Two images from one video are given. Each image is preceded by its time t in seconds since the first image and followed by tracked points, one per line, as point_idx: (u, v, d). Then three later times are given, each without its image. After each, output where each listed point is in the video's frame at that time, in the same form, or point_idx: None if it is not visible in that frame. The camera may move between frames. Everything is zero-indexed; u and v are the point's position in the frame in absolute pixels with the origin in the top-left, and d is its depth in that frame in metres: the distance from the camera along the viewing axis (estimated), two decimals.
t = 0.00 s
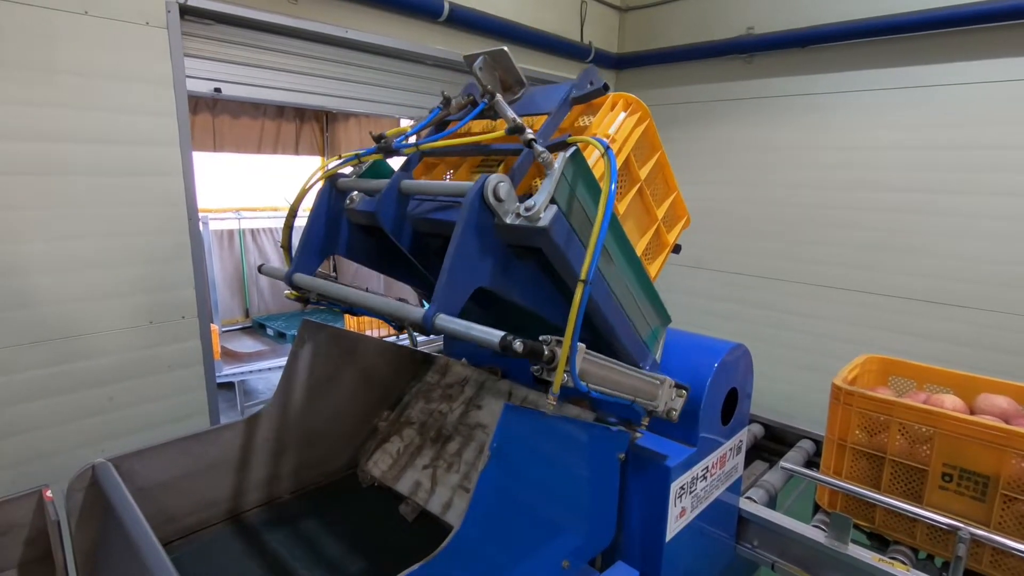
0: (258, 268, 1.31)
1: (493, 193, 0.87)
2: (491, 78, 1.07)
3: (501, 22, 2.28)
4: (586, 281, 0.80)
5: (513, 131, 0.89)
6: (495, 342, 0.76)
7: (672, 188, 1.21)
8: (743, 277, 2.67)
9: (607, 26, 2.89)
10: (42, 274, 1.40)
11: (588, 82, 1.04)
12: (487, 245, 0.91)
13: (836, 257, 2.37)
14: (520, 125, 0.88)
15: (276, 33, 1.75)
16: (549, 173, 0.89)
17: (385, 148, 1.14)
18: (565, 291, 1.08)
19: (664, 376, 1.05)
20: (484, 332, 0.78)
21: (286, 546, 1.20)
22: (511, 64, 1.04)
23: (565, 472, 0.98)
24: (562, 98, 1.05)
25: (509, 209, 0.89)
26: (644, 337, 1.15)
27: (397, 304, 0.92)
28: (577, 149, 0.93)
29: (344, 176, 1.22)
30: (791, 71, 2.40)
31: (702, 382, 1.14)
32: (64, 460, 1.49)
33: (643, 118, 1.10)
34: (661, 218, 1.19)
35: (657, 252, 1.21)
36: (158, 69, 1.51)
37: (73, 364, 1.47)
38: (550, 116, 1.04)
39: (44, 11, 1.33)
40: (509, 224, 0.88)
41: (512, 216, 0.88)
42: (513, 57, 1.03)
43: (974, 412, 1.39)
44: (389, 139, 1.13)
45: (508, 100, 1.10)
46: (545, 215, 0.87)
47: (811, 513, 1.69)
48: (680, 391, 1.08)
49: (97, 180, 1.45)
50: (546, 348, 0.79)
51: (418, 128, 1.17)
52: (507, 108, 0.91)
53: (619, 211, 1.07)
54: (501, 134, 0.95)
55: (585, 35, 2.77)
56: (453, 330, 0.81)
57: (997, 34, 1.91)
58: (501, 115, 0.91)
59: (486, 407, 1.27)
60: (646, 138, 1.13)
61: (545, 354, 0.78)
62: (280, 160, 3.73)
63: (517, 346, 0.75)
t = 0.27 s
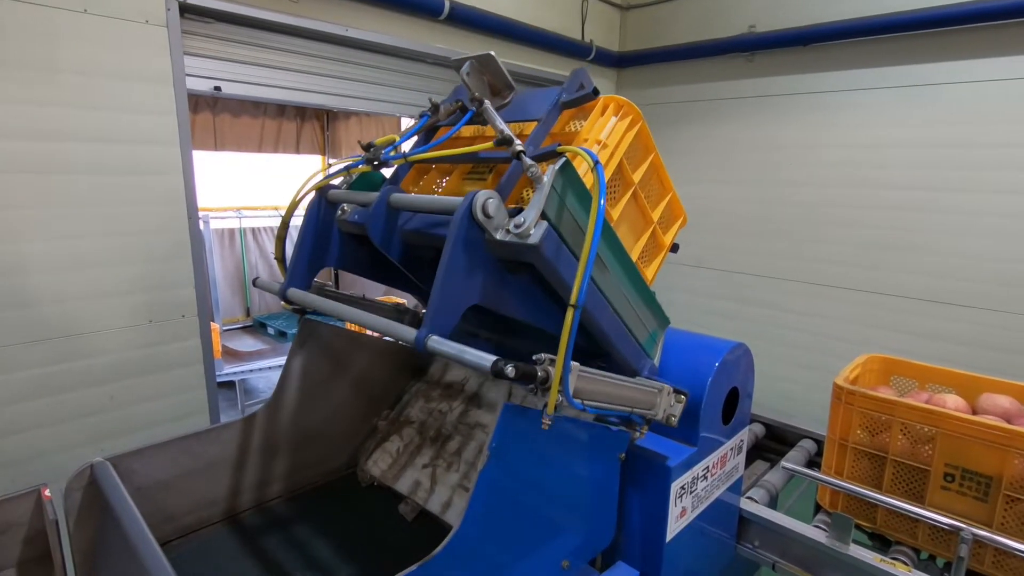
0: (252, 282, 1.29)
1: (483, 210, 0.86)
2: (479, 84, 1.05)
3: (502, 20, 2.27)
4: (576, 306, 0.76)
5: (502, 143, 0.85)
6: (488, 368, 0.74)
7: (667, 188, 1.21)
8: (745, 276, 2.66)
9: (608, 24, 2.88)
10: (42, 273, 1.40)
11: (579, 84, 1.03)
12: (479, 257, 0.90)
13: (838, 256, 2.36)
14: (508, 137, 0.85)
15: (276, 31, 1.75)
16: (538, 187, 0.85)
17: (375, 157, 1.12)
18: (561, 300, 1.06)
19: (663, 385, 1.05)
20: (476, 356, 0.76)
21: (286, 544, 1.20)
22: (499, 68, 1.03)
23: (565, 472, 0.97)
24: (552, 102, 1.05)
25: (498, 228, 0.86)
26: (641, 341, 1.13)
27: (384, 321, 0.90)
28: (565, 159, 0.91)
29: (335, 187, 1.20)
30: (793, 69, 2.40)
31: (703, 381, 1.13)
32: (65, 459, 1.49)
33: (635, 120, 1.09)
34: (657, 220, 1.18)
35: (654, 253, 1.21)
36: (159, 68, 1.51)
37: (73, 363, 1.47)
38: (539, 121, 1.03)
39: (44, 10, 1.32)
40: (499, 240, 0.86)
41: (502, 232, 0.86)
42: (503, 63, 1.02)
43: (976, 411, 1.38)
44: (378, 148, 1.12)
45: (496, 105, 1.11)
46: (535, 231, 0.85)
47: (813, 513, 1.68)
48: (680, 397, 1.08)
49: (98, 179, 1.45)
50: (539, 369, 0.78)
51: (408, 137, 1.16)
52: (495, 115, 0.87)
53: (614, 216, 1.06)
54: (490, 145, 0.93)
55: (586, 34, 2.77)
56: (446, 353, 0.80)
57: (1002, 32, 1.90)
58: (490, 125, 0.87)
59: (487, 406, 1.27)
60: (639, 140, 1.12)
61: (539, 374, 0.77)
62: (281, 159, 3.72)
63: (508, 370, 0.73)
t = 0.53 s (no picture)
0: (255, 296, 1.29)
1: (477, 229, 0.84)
2: (472, 92, 1.05)
3: (505, 20, 2.27)
4: (572, 333, 0.75)
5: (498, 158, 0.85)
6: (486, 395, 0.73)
7: (666, 191, 1.20)
8: (748, 277, 2.65)
9: (612, 25, 2.88)
10: (46, 272, 1.40)
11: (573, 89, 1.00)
12: (476, 275, 0.89)
13: (842, 258, 2.35)
14: (502, 151, 0.85)
15: (279, 31, 1.75)
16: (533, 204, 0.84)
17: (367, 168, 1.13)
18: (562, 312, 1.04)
19: (666, 393, 1.05)
20: (474, 381, 0.76)
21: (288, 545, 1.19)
22: (490, 76, 1.01)
23: (568, 473, 0.97)
24: (546, 110, 1.04)
25: (491, 246, 0.84)
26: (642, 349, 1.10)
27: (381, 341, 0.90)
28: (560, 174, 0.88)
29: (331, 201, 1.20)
30: (797, 70, 2.39)
31: (707, 383, 1.13)
32: (68, 457, 1.49)
33: (632, 125, 1.06)
34: (656, 224, 1.17)
35: (655, 257, 1.20)
36: (163, 67, 1.51)
37: (76, 362, 1.47)
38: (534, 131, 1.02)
39: (49, 9, 1.33)
40: (494, 258, 0.84)
41: (498, 250, 0.84)
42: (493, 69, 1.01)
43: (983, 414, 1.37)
44: (370, 161, 1.12)
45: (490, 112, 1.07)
46: (530, 250, 0.83)
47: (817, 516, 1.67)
48: (683, 405, 1.08)
49: (102, 178, 1.45)
50: (538, 392, 0.77)
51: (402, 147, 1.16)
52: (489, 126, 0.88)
53: (613, 224, 1.05)
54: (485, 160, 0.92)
55: (590, 34, 2.76)
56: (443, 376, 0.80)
57: (1008, 33, 1.89)
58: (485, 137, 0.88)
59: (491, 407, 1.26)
60: (637, 145, 1.10)
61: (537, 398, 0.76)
62: (284, 159, 3.73)
63: (507, 398, 0.71)
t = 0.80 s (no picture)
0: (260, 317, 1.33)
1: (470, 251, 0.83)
2: (463, 102, 1.04)
3: (507, 22, 2.27)
4: (567, 362, 0.75)
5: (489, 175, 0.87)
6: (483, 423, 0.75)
7: (663, 196, 1.19)
8: (750, 278, 2.64)
9: (613, 26, 2.88)
10: (48, 273, 1.40)
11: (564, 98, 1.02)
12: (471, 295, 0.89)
13: (844, 258, 2.34)
14: (492, 169, 0.86)
15: (281, 32, 1.75)
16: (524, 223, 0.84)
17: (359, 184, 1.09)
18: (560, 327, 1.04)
19: (669, 404, 1.06)
20: (471, 408, 0.78)
21: (290, 547, 1.19)
22: (479, 85, 1.01)
23: (571, 475, 0.96)
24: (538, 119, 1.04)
25: (483, 267, 0.84)
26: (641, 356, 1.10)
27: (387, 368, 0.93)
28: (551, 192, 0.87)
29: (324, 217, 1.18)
30: (798, 71, 2.39)
31: (710, 385, 1.12)
32: (70, 459, 1.49)
33: (625, 132, 1.05)
34: (653, 230, 1.17)
35: (653, 262, 1.20)
36: (164, 69, 1.51)
37: (78, 364, 1.47)
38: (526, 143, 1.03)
39: (52, 11, 1.33)
40: (489, 279, 0.84)
41: (490, 271, 0.84)
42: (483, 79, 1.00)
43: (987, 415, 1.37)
44: (362, 177, 1.09)
45: (482, 122, 1.07)
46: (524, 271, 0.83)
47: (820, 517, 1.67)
48: (685, 412, 1.08)
49: (104, 180, 1.45)
50: (535, 415, 0.78)
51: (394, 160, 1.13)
52: (481, 139, 0.92)
53: (608, 235, 1.04)
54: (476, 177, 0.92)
55: (591, 35, 2.76)
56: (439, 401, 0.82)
57: (1011, 33, 1.89)
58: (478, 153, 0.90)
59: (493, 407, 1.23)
60: (631, 152, 1.09)
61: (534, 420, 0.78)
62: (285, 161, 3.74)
63: (503, 426, 0.73)
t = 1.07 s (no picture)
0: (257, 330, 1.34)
1: (463, 271, 0.82)
2: (451, 111, 1.03)
3: (509, 20, 2.27)
4: (561, 390, 0.71)
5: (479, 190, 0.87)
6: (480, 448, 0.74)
7: (659, 197, 1.19)
8: (752, 276, 2.64)
9: (614, 24, 2.87)
10: (50, 272, 1.40)
11: (554, 103, 1.05)
12: (466, 313, 0.88)
13: (847, 257, 2.34)
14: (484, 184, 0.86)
15: (282, 31, 1.75)
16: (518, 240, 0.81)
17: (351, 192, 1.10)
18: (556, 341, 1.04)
19: (670, 410, 1.06)
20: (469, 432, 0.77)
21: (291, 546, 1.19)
22: (468, 94, 1.00)
23: (574, 475, 0.96)
24: (528, 129, 1.04)
25: (476, 286, 0.83)
26: (640, 359, 1.10)
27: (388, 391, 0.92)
28: (543, 206, 0.85)
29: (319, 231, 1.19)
30: (800, 69, 2.38)
31: (712, 384, 1.12)
32: (72, 457, 1.49)
33: (618, 137, 1.04)
34: (651, 232, 1.16)
35: (652, 266, 1.19)
36: (166, 68, 1.51)
37: (80, 362, 1.47)
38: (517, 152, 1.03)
39: (54, 10, 1.33)
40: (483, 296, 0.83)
41: (484, 289, 0.83)
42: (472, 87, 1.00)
43: (990, 415, 1.36)
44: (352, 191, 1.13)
45: (473, 130, 1.07)
46: (518, 290, 0.81)
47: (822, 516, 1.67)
48: (686, 415, 1.09)
49: (105, 178, 1.45)
50: (531, 437, 0.77)
51: (385, 170, 1.13)
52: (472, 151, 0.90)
53: (603, 242, 1.04)
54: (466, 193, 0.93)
55: (593, 33, 2.75)
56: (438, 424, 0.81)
57: (1015, 31, 1.88)
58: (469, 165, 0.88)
59: (494, 407, 1.25)
60: (625, 156, 1.08)
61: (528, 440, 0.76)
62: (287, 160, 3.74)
63: (501, 451, 0.72)
